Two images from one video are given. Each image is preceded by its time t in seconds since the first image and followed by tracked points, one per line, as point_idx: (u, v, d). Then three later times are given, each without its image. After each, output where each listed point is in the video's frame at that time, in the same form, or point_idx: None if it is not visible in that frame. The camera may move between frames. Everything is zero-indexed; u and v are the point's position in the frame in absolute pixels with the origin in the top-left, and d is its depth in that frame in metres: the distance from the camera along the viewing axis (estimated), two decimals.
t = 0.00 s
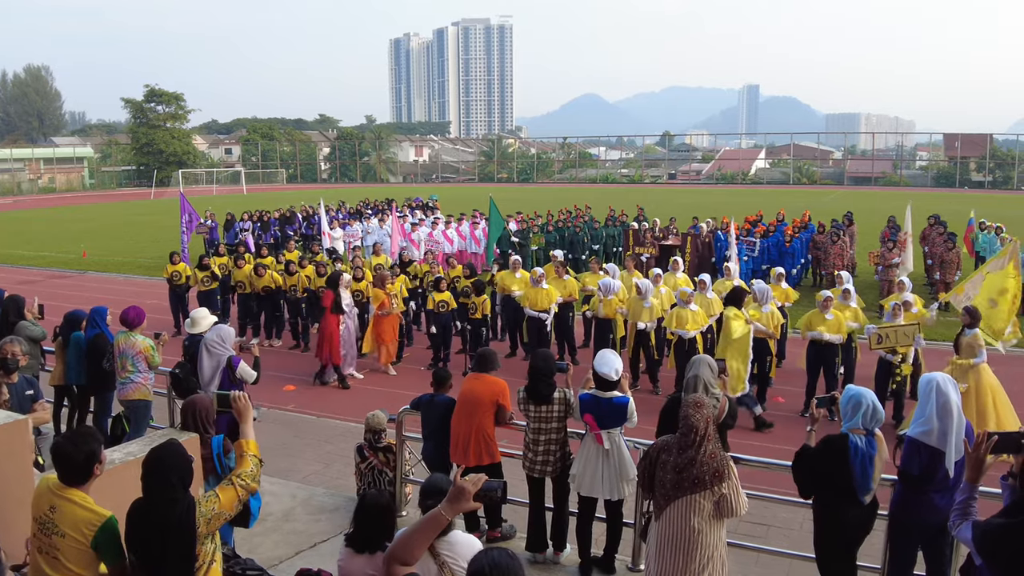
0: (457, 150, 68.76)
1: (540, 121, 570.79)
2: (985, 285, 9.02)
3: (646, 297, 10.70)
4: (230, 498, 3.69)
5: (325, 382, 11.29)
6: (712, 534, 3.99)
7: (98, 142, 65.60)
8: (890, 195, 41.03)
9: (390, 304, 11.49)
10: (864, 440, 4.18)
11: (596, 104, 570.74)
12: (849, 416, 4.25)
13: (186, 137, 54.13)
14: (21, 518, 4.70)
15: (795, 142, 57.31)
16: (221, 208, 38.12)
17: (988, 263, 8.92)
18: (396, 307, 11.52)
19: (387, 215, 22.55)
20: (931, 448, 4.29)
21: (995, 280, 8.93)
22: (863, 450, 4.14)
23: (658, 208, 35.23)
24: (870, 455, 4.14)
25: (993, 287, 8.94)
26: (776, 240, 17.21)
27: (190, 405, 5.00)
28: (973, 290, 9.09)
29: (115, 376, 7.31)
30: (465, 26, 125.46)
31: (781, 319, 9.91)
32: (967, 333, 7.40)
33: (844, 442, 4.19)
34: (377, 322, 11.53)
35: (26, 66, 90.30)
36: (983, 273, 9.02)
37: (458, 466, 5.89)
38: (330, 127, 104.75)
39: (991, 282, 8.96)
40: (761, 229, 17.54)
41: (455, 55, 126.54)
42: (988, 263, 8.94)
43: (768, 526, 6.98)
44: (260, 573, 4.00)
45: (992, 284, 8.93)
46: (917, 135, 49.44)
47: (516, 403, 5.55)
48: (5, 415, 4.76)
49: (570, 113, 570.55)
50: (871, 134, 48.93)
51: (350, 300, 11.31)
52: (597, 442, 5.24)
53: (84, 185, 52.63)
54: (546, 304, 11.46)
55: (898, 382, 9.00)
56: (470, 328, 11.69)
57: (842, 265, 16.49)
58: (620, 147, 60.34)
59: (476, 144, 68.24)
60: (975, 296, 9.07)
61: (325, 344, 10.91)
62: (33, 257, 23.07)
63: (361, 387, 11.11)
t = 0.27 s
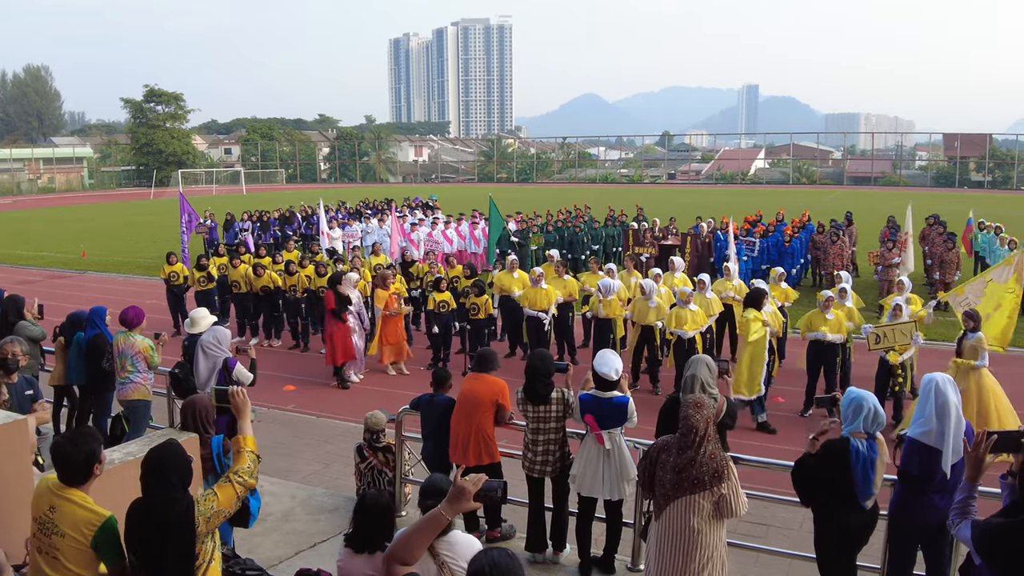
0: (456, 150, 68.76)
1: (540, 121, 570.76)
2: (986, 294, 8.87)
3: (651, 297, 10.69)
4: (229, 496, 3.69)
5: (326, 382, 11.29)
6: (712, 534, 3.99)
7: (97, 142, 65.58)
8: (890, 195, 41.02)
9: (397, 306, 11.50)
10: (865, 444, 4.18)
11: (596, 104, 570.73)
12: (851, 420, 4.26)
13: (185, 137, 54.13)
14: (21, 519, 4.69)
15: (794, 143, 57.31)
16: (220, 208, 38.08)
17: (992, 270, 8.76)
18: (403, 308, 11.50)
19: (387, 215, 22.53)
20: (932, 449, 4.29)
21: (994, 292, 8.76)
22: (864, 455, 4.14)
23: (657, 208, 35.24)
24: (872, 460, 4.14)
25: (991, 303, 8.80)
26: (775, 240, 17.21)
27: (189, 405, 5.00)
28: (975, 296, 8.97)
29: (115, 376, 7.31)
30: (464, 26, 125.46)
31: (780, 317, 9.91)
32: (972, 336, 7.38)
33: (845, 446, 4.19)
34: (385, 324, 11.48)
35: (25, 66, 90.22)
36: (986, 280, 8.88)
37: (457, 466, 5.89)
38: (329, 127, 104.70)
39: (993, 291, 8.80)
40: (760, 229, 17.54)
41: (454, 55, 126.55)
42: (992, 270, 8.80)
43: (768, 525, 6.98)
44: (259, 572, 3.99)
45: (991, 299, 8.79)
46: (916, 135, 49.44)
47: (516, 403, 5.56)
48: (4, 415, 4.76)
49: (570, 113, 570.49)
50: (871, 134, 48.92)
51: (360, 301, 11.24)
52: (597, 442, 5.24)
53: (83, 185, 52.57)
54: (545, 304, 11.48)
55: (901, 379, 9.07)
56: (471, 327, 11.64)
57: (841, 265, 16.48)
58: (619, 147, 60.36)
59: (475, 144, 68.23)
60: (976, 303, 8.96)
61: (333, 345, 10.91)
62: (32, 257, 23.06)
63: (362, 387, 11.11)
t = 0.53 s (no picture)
0: (456, 150, 68.76)
1: (540, 121, 570.80)
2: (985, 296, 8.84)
3: (656, 295, 10.66)
4: (227, 494, 3.69)
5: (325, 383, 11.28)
6: (712, 535, 3.99)
7: (97, 142, 65.57)
8: (890, 195, 41.02)
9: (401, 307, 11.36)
10: (867, 446, 4.18)
11: (595, 104, 570.75)
12: (852, 422, 4.26)
13: (185, 137, 54.13)
14: (20, 519, 4.68)
15: (794, 143, 57.31)
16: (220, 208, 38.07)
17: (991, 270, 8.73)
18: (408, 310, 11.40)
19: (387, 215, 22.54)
20: (932, 450, 4.29)
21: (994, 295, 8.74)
22: (866, 457, 4.15)
23: (657, 208, 35.25)
24: (873, 462, 4.15)
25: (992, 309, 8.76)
26: (774, 239, 17.20)
27: (188, 405, 5.01)
28: (974, 297, 8.94)
29: (114, 376, 7.31)
30: (464, 26, 125.49)
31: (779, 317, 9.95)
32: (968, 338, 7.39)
33: (847, 448, 4.19)
34: (389, 325, 11.36)
35: (25, 66, 90.19)
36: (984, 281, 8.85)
37: (457, 466, 5.89)
38: (328, 126, 104.70)
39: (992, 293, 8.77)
40: (759, 229, 17.55)
41: (454, 54, 126.56)
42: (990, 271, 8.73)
43: (768, 525, 6.98)
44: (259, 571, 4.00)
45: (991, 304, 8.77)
46: (916, 135, 49.44)
47: (515, 404, 5.56)
48: (4, 415, 4.76)
49: (570, 113, 570.44)
50: (870, 134, 48.88)
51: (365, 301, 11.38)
52: (597, 442, 5.24)
53: (83, 185, 52.56)
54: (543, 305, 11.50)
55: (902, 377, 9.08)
56: (471, 328, 11.63)
57: (841, 265, 16.47)
58: (618, 147, 60.39)
59: (474, 144, 68.24)
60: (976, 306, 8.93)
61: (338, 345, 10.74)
62: (32, 257, 23.06)
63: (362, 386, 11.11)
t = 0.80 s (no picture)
0: (455, 150, 68.74)
1: (539, 121, 570.75)
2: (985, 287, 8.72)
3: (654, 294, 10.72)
4: (225, 493, 3.68)
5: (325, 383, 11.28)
6: (711, 535, 3.99)
7: (96, 142, 65.55)
8: (890, 195, 41.01)
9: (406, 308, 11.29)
10: (867, 448, 4.19)
11: (595, 104, 570.75)
12: (853, 423, 4.26)
13: (185, 138, 54.12)
14: (20, 519, 4.69)
15: (794, 143, 57.29)
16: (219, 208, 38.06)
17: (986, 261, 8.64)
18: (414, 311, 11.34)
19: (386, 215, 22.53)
20: (933, 450, 4.29)
21: (994, 284, 8.64)
22: (866, 459, 4.15)
23: (656, 208, 35.24)
24: (873, 464, 4.15)
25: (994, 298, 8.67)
26: (774, 239, 17.20)
27: (187, 405, 5.01)
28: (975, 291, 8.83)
29: (114, 376, 7.31)
30: (463, 26, 125.45)
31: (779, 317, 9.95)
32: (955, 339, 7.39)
33: (846, 450, 4.20)
34: (395, 326, 11.28)
35: (25, 66, 90.17)
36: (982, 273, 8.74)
37: (456, 466, 5.90)
38: (328, 126, 104.71)
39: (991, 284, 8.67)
40: (759, 229, 17.55)
41: (453, 54, 126.58)
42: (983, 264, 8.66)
43: (767, 525, 6.98)
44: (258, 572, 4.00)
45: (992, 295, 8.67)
46: (915, 135, 49.44)
47: (514, 404, 5.57)
48: (4, 415, 4.76)
49: (569, 113, 570.39)
50: (870, 134, 48.86)
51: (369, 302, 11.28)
52: (597, 442, 5.24)
53: (83, 185, 52.55)
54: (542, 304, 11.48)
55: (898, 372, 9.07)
56: (471, 328, 11.63)
57: (842, 265, 16.45)
58: (618, 147, 60.40)
59: (474, 144, 68.22)
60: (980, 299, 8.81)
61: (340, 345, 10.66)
62: (31, 257, 23.05)
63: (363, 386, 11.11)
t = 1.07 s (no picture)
0: (455, 150, 68.70)
1: (539, 121, 570.70)
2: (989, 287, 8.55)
3: (648, 293, 10.75)
4: (223, 493, 3.68)
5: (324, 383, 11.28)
6: (710, 535, 3.99)
7: (96, 142, 65.51)
8: (889, 195, 41.00)
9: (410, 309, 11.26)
10: (865, 449, 4.19)
11: (594, 104, 570.74)
12: (851, 424, 4.25)
13: (185, 137, 54.10)
14: (20, 520, 4.69)
15: (793, 143, 57.28)
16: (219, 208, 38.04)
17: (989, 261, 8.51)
18: (419, 311, 11.31)
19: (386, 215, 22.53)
20: (933, 450, 4.29)
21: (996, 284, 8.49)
22: (864, 460, 4.15)
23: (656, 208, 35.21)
24: (871, 465, 4.15)
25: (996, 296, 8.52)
26: (774, 239, 17.20)
27: (186, 406, 5.01)
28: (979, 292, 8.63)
29: (113, 376, 7.31)
30: (463, 26, 125.45)
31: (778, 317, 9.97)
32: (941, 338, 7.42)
33: (845, 450, 4.21)
34: (399, 326, 11.26)
35: (25, 66, 90.14)
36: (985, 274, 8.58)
37: (456, 466, 5.90)
38: (328, 126, 104.69)
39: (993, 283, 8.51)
40: (758, 229, 17.56)
41: (453, 54, 126.60)
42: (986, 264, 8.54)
43: (767, 525, 6.99)
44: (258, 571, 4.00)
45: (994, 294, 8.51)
46: (915, 135, 49.44)
47: (514, 404, 5.57)
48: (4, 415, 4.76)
49: (569, 113, 570.35)
50: (870, 134, 48.86)
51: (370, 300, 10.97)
52: (595, 442, 5.25)
53: (82, 185, 52.54)
54: (541, 304, 11.51)
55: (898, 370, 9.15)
56: (471, 328, 11.65)
57: (841, 265, 16.45)
58: (617, 147, 60.42)
59: (473, 144, 68.20)
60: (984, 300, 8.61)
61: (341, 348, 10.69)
62: (31, 257, 23.05)
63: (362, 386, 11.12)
